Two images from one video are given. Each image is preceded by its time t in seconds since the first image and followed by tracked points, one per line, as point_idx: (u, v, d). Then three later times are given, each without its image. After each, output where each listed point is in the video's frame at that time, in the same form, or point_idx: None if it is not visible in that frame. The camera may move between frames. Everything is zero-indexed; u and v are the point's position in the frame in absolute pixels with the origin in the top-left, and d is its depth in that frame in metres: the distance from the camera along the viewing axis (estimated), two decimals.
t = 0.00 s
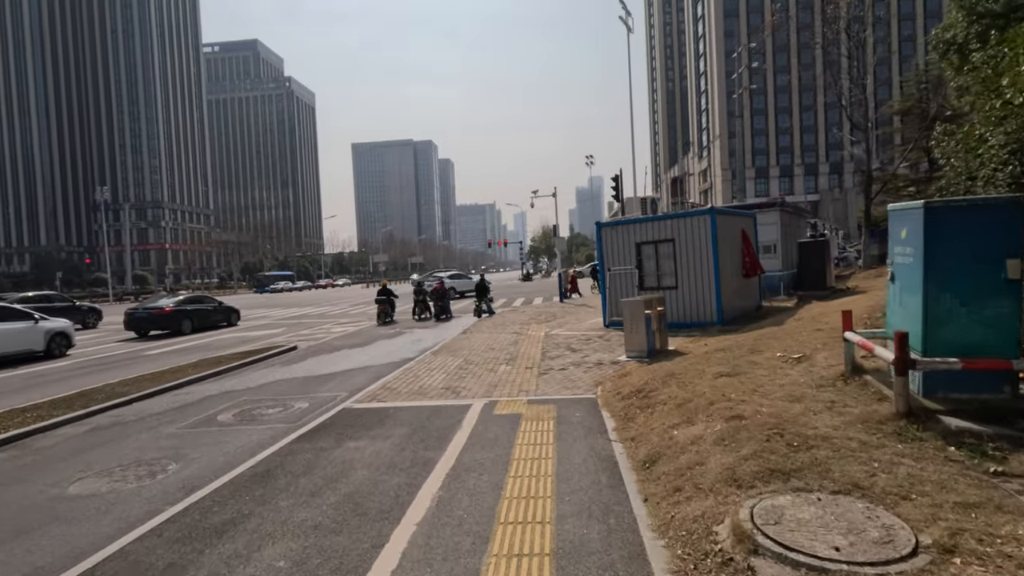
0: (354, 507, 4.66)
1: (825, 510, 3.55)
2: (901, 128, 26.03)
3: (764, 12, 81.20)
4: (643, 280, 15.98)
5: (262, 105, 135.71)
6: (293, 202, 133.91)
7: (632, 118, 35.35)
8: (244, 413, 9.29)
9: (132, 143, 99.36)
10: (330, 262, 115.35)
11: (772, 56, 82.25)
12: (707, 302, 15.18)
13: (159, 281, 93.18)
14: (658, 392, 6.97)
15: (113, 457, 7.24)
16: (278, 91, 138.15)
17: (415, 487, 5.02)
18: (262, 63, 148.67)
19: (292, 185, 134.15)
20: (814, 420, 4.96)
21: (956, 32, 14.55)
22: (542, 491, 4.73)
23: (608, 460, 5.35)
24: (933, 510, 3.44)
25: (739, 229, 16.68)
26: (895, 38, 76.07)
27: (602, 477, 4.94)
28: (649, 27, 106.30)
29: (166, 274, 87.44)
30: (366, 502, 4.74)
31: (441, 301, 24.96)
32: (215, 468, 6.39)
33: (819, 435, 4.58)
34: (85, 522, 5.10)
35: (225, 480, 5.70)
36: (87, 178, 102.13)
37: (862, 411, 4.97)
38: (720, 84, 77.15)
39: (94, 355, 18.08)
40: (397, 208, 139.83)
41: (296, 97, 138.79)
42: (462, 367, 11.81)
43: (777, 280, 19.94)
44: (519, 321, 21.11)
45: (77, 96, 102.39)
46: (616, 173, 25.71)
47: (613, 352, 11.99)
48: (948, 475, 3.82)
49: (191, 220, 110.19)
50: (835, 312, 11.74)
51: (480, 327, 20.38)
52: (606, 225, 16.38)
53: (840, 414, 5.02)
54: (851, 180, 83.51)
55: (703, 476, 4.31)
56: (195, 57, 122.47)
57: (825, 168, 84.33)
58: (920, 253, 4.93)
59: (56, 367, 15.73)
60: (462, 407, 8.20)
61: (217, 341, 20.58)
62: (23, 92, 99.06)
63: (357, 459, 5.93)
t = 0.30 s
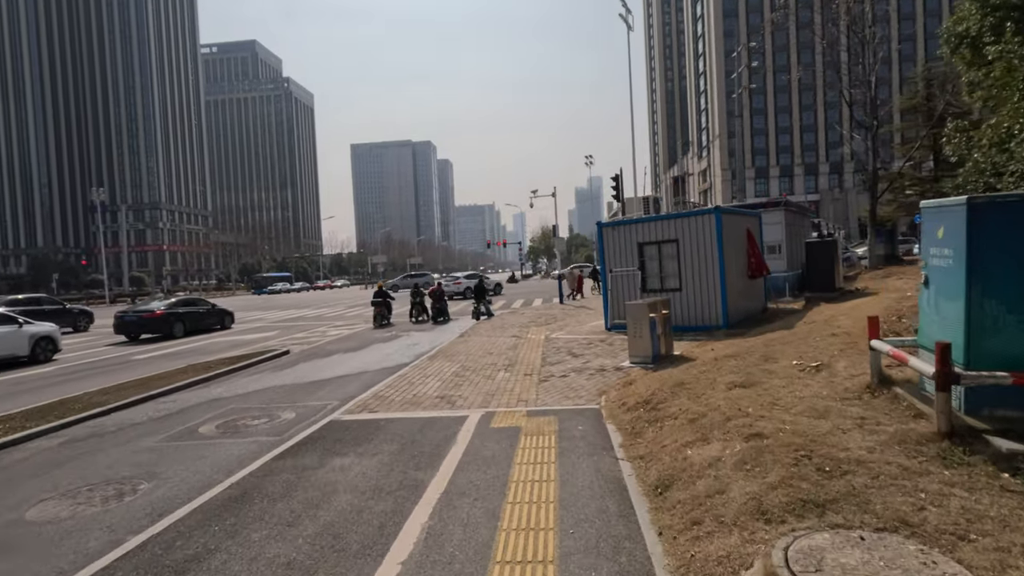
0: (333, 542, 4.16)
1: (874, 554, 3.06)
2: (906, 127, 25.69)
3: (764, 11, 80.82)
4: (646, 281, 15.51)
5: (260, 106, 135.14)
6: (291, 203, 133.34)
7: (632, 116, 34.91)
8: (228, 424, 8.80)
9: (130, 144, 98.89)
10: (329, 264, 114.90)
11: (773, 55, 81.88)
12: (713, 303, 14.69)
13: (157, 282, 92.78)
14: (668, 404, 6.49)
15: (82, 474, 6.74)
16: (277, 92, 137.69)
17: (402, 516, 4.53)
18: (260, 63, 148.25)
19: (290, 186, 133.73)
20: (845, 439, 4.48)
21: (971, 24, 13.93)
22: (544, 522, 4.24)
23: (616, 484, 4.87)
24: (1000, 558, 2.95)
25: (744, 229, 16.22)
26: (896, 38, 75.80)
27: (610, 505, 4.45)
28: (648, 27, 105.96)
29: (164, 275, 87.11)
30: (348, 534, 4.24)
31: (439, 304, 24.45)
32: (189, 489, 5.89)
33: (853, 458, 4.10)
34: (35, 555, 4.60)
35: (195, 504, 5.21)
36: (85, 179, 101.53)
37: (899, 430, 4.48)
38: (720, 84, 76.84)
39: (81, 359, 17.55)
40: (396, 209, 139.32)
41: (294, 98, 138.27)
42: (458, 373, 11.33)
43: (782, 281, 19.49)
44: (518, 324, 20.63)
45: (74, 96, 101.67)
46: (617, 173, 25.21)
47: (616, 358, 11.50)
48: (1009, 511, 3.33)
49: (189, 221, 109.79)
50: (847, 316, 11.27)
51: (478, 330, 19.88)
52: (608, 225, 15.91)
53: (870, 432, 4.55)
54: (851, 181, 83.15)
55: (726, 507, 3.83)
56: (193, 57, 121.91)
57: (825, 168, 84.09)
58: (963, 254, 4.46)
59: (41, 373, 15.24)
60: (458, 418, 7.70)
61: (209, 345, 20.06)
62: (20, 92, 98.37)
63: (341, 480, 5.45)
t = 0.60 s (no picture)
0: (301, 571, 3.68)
1: None
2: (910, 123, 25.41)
3: (763, 10, 80.58)
4: (647, 280, 15.05)
5: (257, 105, 134.46)
6: (289, 203, 132.86)
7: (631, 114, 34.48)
8: (208, 429, 8.31)
9: (127, 143, 98.18)
10: (327, 264, 114.26)
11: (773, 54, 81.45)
12: (716, 303, 14.22)
13: (154, 283, 92.14)
14: (674, 411, 5.99)
15: (43, 486, 6.25)
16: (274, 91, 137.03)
17: (382, 538, 4.05)
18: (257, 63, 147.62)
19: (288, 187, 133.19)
20: (880, 452, 3.99)
21: (983, 13, 13.32)
22: (539, 544, 3.78)
23: (619, 501, 4.40)
24: None
25: (748, 226, 15.77)
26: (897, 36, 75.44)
27: (614, 526, 3.98)
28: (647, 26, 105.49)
29: (160, 276, 86.75)
30: (318, 562, 3.76)
31: (435, 303, 23.97)
32: (152, 504, 5.40)
33: (887, 474, 3.63)
34: None
35: (156, 522, 4.74)
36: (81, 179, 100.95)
37: (933, 442, 4.03)
38: (720, 83, 76.40)
39: (64, 361, 17.01)
40: (395, 209, 138.75)
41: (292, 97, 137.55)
42: (453, 375, 10.84)
43: (786, 280, 19.03)
44: (516, 324, 20.14)
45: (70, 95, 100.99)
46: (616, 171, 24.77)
47: (616, 360, 11.03)
48: None
49: (186, 220, 109.20)
50: (858, 315, 10.82)
51: (475, 330, 19.39)
52: (607, 223, 15.43)
53: (906, 445, 4.06)
54: (851, 180, 82.79)
55: (748, 532, 3.36)
56: (190, 56, 121.14)
57: (825, 167, 83.67)
58: (1009, 244, 4.01)
59: (22, 375, 14.74)
60: (448, 424, 7.21)
61: (199, 345, 19.58)
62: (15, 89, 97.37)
63: (318, 495, 4.97)
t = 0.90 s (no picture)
0: None
1: None
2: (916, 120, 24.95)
3: (763, 9, 80.11)
4: (649, 283, 14.62)
5: (255, 106, 133.91)
6: (288, 203, 132.39)
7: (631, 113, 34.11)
8: (188, 442, 7.86)
9: (124, 143, 97.69)
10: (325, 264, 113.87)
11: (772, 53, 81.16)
12: (721, 306, 13.78)
13: (151, 284, 91.73)
14: (683, 428, 5.54)
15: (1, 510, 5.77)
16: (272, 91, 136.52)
17: None
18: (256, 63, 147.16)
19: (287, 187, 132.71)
20: (918, 483, 3.56)
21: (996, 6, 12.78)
22: None
23: (624, 536, 3.95)
24: None
25: (753, 227, 15.35)
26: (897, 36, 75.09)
27: (617, 568, 3.55)
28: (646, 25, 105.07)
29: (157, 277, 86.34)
30: None
31: (432, 305, 23.53)
32: (116, 531, 4.96)
33: (934, 513, 3.20)
34: None
35: (115, 557, 4.30)
36: (78, 180, 100.37)
37: (978, 473, 3.59)
38: (719, 83, 76.15)
39: (49, 367, 16.50)
40: (393, 209, 138.26)
41: (291, 97, 137.04)
42: (448, 383, 10.38)
43: (790, 281, 18.62)
44: (514, 326, 19.69)
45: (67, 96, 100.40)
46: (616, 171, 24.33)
47: (618, 366, 10.59)
48: None
49: (184, 221, 108.79)
50: (870, 320, 10.42)
51: (473, 333, 18.93)
52: (607, 223, 15.01)
53: (947, 474, 3.63)
54: (851, 180, 82.37)
55: None
56: (188, 56, 120.62)
57: (825, 167, 83.24)
58: None
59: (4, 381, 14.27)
60: (440, 439, 6.76)
61: (189, 350, 19.10)
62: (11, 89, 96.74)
63: (295, 525, 4.52)
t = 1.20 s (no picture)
0: None
1: None
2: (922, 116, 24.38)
3: (763, 7, 79.62)
4: (652, 281, 14.15)
5: (253, 105, 133.27)
6: (287, 203, 131.79)
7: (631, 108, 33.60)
8: (165, 451, 7.35)
9: (122, 142, 97.23)
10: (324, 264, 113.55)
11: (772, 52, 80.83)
12: (728, 304, 13.29)
13: (149, 284, 91.17)
14: (698, 438, 5.06)
15: None
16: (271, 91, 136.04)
17: None
18: (254, 62, 146.65)
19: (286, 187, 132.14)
20: (981, 509, 3.09)
21: None
22: None
23: (638, 567, 3.47)
24: None
25: (760, 223, 14.88)
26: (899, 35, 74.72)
27: None
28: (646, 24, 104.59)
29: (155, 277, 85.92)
30: None
31: (429, 305, 23.06)
32: (72, 554, 4.48)
33: (1005, 549, 2.74)
34: None
35: None
36: (76, 180, 99.79)
37: None
38: (719, 81, 75.73)
39: (32, 368, 16.00)
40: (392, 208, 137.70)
41: (290, 97, 136.55)
42: (443, 386, 9.87)
43: (796, 279, 18.14)
44: (513, 327, 19.19)
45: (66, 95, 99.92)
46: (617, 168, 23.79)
47: (622, 368, 10.08)
48: None
49: (183, 221, 108.29)
50: (886, 319, 9.94)
51: (470, 333, 18.43)
52: (609, 220, 14.51)
53: (1013, 499, 3.16)
54: (851, 179, 81.95)
55: None
56: (186, 56, 120.13)
57: (825, 166, 82.83)
58: None
59: None
60: (433, 448, 6.26)
61: (179, 350, 18.60)
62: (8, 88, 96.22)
63: (267, 551, 4.04)
